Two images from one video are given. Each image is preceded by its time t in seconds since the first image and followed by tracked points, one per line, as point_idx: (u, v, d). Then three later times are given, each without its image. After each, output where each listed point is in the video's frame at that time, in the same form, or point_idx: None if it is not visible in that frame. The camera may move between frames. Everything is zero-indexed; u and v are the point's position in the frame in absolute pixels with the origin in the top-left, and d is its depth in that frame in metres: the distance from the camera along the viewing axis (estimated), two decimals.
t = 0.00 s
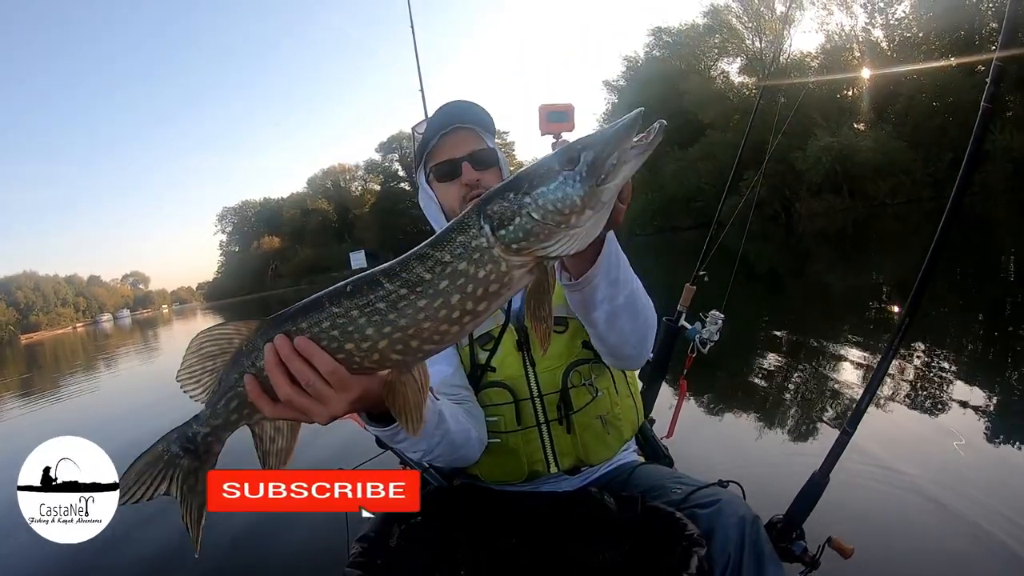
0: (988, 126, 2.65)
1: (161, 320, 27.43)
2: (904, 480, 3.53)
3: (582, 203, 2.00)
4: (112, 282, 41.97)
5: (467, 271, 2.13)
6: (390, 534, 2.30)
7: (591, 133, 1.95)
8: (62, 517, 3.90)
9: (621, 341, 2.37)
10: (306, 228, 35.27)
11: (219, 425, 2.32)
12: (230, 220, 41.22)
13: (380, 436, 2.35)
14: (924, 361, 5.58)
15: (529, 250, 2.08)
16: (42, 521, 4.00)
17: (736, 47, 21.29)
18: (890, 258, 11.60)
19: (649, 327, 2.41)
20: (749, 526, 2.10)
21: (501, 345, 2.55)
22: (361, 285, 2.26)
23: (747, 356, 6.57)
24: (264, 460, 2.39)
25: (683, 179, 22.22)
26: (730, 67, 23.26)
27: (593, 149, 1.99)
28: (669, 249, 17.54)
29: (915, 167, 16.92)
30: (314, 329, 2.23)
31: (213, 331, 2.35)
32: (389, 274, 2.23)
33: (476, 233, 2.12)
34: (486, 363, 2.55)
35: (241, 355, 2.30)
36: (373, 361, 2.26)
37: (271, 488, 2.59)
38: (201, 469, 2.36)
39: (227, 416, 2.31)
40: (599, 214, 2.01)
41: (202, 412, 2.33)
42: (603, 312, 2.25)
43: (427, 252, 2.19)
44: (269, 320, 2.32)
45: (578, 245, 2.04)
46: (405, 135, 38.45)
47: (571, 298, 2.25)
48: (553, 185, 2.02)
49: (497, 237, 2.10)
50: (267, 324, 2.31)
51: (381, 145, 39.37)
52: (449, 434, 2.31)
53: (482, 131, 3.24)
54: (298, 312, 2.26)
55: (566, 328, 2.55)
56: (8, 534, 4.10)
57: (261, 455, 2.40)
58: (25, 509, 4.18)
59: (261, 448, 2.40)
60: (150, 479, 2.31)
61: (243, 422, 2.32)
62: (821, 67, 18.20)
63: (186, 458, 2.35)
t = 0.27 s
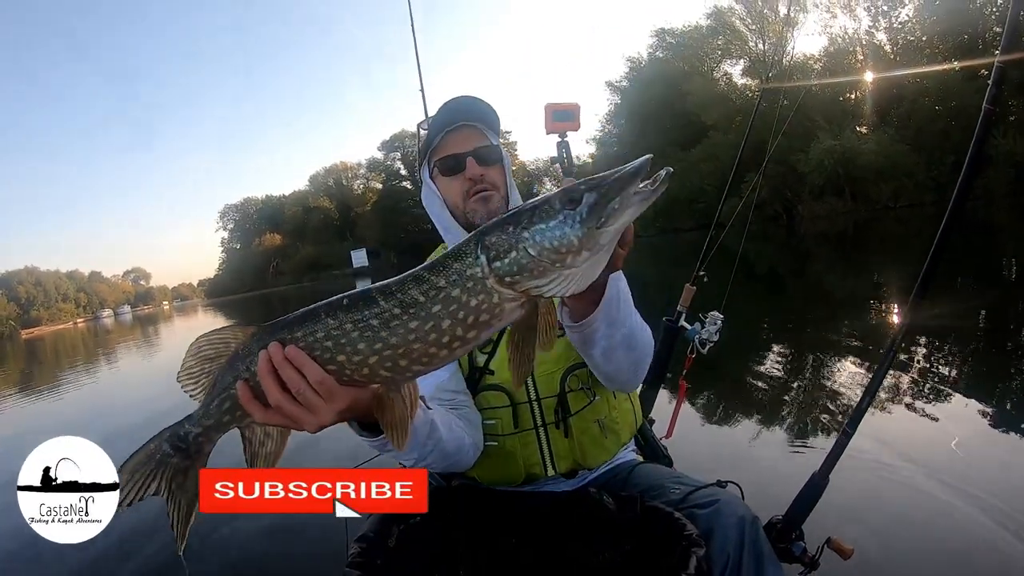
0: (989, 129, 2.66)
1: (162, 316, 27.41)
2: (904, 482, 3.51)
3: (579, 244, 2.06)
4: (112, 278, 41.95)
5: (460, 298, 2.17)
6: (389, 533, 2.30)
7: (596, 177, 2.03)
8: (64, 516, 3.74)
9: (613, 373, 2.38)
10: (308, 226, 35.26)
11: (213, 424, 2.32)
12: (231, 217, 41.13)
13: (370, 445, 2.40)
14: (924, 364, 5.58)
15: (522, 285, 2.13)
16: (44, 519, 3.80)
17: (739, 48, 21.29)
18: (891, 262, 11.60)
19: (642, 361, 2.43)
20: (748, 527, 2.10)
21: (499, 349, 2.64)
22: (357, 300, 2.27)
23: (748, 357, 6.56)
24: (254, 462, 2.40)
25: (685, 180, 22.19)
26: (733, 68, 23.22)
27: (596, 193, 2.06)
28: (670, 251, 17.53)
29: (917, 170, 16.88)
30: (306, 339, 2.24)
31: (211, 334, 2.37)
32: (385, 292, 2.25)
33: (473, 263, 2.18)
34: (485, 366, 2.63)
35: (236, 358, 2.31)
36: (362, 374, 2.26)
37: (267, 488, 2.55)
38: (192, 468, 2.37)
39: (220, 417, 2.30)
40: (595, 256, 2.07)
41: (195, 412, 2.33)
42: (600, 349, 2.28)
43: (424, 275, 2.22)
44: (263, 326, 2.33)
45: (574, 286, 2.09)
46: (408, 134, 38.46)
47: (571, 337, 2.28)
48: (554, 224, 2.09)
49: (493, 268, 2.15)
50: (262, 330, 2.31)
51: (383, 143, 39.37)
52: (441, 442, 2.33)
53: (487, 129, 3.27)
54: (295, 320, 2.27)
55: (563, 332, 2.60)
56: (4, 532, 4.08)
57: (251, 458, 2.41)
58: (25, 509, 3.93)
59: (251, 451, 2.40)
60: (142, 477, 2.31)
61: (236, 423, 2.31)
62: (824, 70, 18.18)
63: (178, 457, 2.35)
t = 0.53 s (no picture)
0: (991, 130, 2.66)
1: (163, 314, 27.49)
2: (902, 483, 3.52)
3: (590, 281, 2.11)
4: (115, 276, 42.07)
5: (465, 324, 2.19)
6: (386, 533, 2.31)
7: (613, 218, 2.07)
8: (62, 517, 3.52)
9: (613, 396, 2.45)
10: (309, 225, 35.32)
11: (208, 421, 2.33)
12: (232, 215, 41.23)
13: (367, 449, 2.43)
14: (925, 366, 5.57)
15: (529, 316, 2.17)
16: (38, 521, 3.54)
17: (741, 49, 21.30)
18: (893, 263, 11.59)
19: (640, 388, 2.49)
20: (744, 529, 2.11)
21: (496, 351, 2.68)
22: (363, 313, 2.28)
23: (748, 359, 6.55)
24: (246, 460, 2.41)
25: (687, 181, 22.20)
26: (735, 69, 23.26)
27: (611, 233, 2.10)
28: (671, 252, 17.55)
29: (919, 172, 16.88)
30: (309, 349, 2.24)
31: (214, 331, 2.39)
32: (392, 309, 2.26)
33: (481, 290, 2.20)
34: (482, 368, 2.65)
35: (237, 357, 2.32)
36: (362, 385, 2.28)
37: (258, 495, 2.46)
38: (187, 459, 2.38)
39: (217, 413, 2.32)
40: (605, 293, 2.12)
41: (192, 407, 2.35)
42: (600, 376, 2.35)
43: (431, 296, 2.23)
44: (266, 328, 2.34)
45: (582, 320, 2.14)
46: (410, 134, 38.53)
47: (574, 365, 2.35)
48: (567, 259, 2.13)
49: (501, 297, 2.18)
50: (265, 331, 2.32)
51: (385, 142, 39.42)
52: (437, 448, 2.34)
53: (491, 131, 3.28)
54: (300, 326, 2.27)
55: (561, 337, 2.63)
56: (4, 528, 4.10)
57: (244, 456, 2.41)
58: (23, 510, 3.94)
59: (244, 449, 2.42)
60: (140, 466, 2.33)
61: (232, 421, 2.32)
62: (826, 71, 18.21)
63: (174, 447, 2.37)
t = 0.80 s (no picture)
0: (991, 133, 2.66)
1: (165, 314, 27.54)
2: (901, 483, 3.51)
3: (589, 295, 2.13)
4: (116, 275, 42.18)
5: (463, 333, 2.20)
6: (383, 531, 2.31)
7: (615, 232, 2.11)
8: (62, 517, 3.53)
9: (611, 407, 2.44)
10: (311, 225, 35.40)
11: (205, 425, 2.33)
12: (233, 215, 41.20)
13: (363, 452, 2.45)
14: (926, 367, 5.56)
15: (527, 328, 2.17)
16: (37, 521, 3.61)
17: (741, 49, 21.32)
18: (893, 264, 11.58)
19: (638, 404, 2.50)
20: (742, 531, 2.11)
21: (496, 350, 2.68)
22: (363, 318, 2.28)
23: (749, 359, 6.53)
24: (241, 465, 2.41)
25: (688, 181, 22.20)
26: (737, 69, 23.22)
27: (611, 248, 2.13)
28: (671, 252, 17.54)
29: (920, 172, 16.86)
30: (308, 351, 2.24)
31: (212, 337, 2.40)
32: (392, 315, 2.26)
33: (480, 300, 2.21)
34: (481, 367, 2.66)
35: (233, 361, 2.32)
36: (359, 391, 2.27)
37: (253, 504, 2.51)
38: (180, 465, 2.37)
39: (213, 416, 2.32)
40: (603, 308, 2.14)
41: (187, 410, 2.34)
42: (599, 391, 2.36)
43: (431, 304, 2.24)
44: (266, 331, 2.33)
45: (579, 333, 2.16)
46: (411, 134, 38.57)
47: (574, 380, 2.37)
48: (567, 272, 2.15)
49: (500, 308, 2.19)
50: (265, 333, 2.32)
51: (387, 142, 39.45)
52: (434, 450, 2.35)
53: (494, 131, 3.29)
54: (298, 330, 2.27)
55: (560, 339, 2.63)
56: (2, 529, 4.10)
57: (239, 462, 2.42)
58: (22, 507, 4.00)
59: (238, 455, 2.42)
60: (131, 470, 2.31)
61: (228, 425, 2.32)
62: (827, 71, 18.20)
63: (165, 452, 2.34)
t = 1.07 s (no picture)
0: (991, 134, 2.65)
1: (167, 314, 27.61)
2: (900, 482, 3.51)
3: (601, 301, 2.14)
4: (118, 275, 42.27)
5: (471, 333, 2.19)
6: (379, 533, 2.31)
7: (630, 240, 2.12)
8: (62, 517, 3.53)
9: (609, 410, 2.45)
10: (312, 225, 35.45)
11: (207, 401, 2.33)
12: (236, 215, 41.28)
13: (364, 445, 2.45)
14: (928, 367, 5.55)
15: (537, 331, 2.18)
16: (38, 521, 3.57)
17: (743, 48, 21.30)
18: (895, 263, 11.57)
19: (632, 410, 2.51)
20: (741, 533, 2.11)
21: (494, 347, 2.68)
22: (372, 309, 2.27)
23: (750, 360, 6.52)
24: (241, 445, 2.40)
25: (689, 180, 22.20)
26: (739, 69, 23.21)
27: (625, 255, 2.15)
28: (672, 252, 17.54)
29: (921, 172, 16.84)
30: (315, 337, 2.24)
31: (221, 316, 2.38)
32: (401, 308, 2.26)
33: (491, 300, 2.20)
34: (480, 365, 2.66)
35: (241, 341, 2.31)
36: (365, 380, 2.27)
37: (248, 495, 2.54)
38: (182, 438, 2.38)
39: (217, 392, 2.33)
40: (613, 314, 2.16)
41: (191, 385, 2.35)
42: (597, 397, 2.38)
43: (441, 300, 2.23)
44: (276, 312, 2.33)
45: (588, 338, 2.18)
46: (413, 134, 38.64)
47: (573, 385, 2.39)
48: (580, 277, 2.16)
49: (511, 309, 2.19)
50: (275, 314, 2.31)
51: (388, 142, 39.51)
52: (431, 443, 2.36)
53: (502, 134, 3.29)
54: (308, 316, 2.27)
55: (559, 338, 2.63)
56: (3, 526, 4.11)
57: (238, 441, 2.40)
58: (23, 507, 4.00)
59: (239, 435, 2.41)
60: (134, 442, 2.33)
61: (230, 403, 2.34)
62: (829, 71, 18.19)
63: (169, 426, 2.36)
